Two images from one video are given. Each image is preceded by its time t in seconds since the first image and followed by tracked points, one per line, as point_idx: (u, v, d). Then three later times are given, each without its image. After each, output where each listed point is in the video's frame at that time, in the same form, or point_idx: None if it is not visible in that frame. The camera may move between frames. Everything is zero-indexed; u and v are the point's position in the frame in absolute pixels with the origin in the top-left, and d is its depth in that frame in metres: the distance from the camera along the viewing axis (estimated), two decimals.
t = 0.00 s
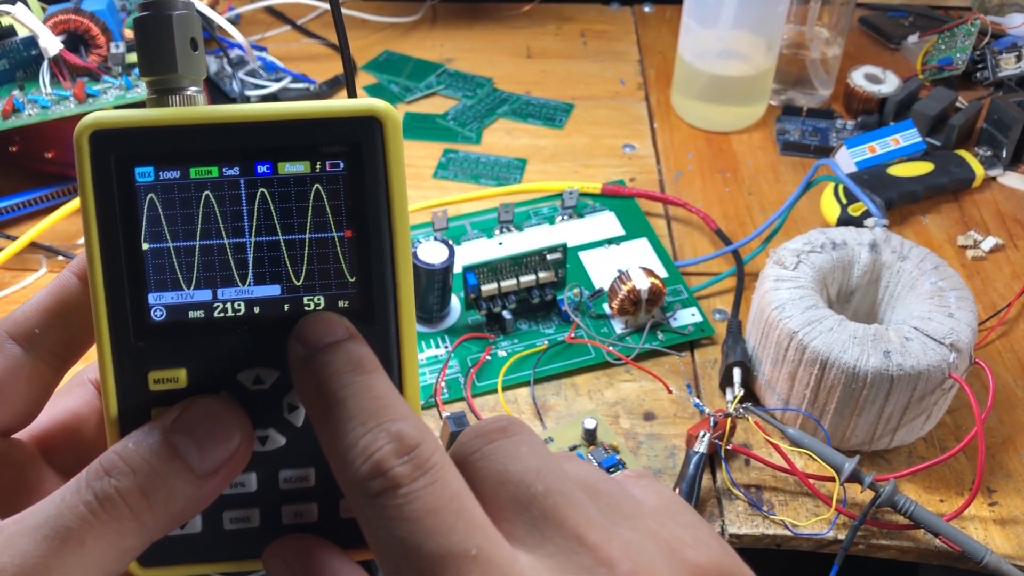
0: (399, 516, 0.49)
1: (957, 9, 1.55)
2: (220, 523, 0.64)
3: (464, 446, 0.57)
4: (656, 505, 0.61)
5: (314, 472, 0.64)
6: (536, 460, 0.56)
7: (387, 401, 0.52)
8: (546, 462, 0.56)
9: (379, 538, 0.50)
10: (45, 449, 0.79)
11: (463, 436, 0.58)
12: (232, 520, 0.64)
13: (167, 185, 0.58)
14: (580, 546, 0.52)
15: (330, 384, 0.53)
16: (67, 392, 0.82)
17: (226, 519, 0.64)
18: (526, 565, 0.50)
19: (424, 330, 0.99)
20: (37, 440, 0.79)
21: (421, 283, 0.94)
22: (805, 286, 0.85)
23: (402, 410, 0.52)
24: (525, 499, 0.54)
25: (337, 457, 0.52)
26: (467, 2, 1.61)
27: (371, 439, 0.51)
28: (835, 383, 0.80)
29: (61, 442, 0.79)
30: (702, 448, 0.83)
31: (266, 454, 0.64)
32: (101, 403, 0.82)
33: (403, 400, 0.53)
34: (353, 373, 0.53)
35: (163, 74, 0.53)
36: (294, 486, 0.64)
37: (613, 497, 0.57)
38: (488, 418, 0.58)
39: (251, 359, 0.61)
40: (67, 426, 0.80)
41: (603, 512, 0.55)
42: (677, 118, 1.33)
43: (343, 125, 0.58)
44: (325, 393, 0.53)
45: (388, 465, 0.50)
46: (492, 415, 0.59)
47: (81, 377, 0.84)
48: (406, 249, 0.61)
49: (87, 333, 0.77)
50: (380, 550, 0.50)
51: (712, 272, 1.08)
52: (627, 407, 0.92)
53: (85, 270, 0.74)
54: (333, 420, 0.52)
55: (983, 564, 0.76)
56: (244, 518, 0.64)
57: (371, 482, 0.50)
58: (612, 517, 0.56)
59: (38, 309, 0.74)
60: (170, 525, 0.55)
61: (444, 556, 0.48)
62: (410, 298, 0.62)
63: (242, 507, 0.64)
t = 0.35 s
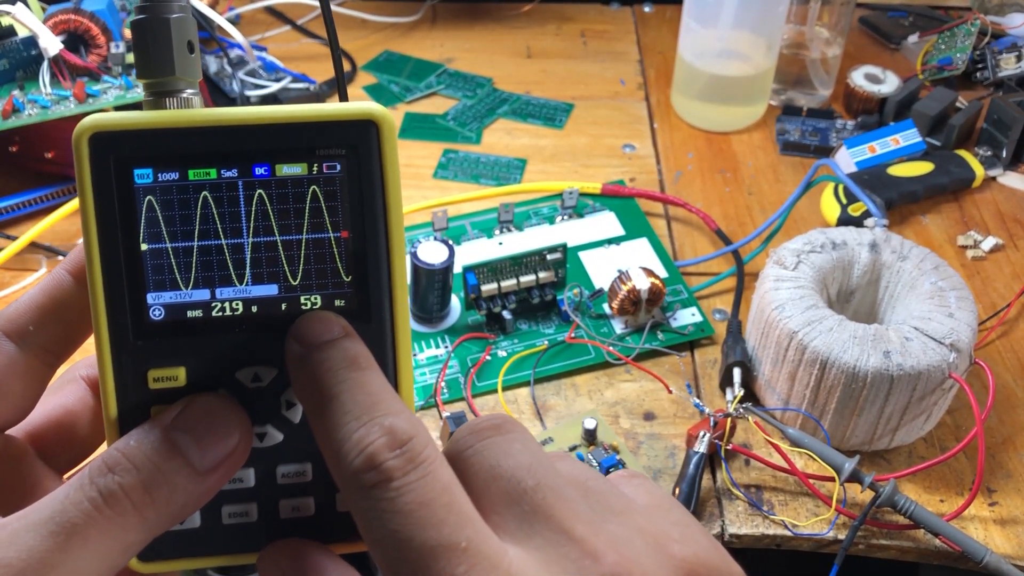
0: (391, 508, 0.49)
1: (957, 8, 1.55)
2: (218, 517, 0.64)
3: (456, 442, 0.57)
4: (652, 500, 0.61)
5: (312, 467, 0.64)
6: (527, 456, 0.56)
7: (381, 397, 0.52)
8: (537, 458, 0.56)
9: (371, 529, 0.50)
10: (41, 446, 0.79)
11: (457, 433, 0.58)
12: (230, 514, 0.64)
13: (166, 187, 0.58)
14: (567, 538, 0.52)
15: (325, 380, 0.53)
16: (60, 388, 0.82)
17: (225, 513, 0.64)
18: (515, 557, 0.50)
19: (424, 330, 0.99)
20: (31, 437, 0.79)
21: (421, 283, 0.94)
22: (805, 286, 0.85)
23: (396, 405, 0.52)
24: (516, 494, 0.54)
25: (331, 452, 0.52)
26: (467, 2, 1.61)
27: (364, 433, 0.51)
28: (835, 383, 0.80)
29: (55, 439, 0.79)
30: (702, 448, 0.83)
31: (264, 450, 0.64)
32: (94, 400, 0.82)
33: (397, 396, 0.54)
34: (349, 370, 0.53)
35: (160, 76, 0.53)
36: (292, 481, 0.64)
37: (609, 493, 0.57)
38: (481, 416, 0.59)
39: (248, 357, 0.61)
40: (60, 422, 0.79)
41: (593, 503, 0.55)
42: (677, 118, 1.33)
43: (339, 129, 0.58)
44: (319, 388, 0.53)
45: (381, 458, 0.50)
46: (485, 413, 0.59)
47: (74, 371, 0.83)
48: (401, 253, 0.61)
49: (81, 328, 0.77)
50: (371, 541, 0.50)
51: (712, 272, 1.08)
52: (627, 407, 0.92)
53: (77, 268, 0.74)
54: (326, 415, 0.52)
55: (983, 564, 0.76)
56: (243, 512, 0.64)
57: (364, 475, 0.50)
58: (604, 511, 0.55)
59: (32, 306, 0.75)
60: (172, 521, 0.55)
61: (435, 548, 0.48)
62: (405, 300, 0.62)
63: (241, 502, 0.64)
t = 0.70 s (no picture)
0: (382, 496, 0.49)
1: (956, 8, 1.55)
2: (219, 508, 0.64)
3: (450, 433, 0.57)
4: (649, 496, 0.61)
5: (310, 459, 0.64)
6: (518, 447, 0.56)
7: (376, 389, 0.52)
8: (527, 450, 0.56)
9: (362, 516, 0.50)
10: (44, 444, 0.79)
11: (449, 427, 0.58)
12: (232, 505, 0.64)
13: (170, 190, 0.58)
14: (549, 524, 0.53)
15: (319, 375, 0.53)
16: (59, 386, 0.82)
17: (226, 504, 0.64)
18: (497, 542, 0.51)
19: (425, 330, 0.99)
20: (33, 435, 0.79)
21: (421, 283, 0.94)
22: (805, 286, 0.85)
23: (390, 398, 0.52)
24: (503, 482, 0.55)
25: (325, 444, 0.52)
26: (468, 2, 1.62)
27: (359, 424, 0.51)
28: (834, 383, 0.80)
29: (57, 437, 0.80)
30: (702, 448, 0.83)
31: (263, 443, 0.64)
32: (95, 399, 0.82)
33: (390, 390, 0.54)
34: (343, 365, 0.53)
35: (162, 84, 0.53)
36: (291, 473, 0.64)
37: (605, 491, 0.57)
38: (475, 411, 0.59)
39: (250, 352, 0.61)
40: (61, 420, 0.80)
41: (585, 496, 0.56)
42: (677, 118, 1.33)
43: (336, 132, 0.58)
44: (314, 382, 0.53)
45: (374, 448, 0.50)
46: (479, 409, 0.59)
47: (73, 370, 0.83)
48: (395, 249, 0.62)
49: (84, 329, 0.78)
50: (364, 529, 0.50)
51: (712, 272, 1.08)
52: (627, 407, 0.92)
53: (82, 270, 0.74)
54: (319, 407, 0.52)
55: (983, 564, 0.76)
56: (245, 503, 0.64)
57: (358, 463, 0.50)
58: (597, 505, 0.56)
59: (37, 306, 0.75)
60: (176, 511, 0.55)
61: (422, 533, 0.49)
62: (398, 298, 0.62)
63: (243, 493, 0.64)
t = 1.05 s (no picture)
0: (386, 496, 0.49)
1: (957, 8, 1.55)
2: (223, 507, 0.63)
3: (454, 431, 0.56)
4: (649, 495, 0.61)
5: (313, 457, 0.64)
6: (522, 446, 0.56)
7: (378, 389, 0.52)
8: (529, 449, 0.56)
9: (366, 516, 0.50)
10: (47, 444, 0.79)
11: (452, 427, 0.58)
12: (234, 504, 0.63)
13: (171, 190, 0.58)
14: (551, 523, 0.53)
15: (322, 375, 0.53)
16: (62, 386, 0.82)
17: (228, 503, 0.63)
18: (500, 540, 0.51)
19: (425, 330, 0.99)
20: (37, 434, 0.79)
21: (421, 283, 0.94)
22: (805, 286, 0.85)
23: (392, 397, 0.52)
24: (506, 481, 0.54)
25: (328, 444, 0.52)
26: (468, 2, 1.61)
27: (361, 424, 0.50)
28: (835, 383, 0.80)
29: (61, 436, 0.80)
30: (702, 448, 0.83)
31: (265, 442, 0.64)
32: (98, 398, 0.82)
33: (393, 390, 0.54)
34: (345, 365, 0.53)
35: (163, 86, 0.54)
36: (294, 472, 0.64)
37: (606, 492, 0.57)
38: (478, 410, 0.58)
39: (252, 351, 0.61)
40: (63, 419, 0.80)
41: (583, 495, 0.56)
42: (677, 118, 1.33)
43: (334, 133, 0.58)
44: (316, 383, 0.53)
45: (377, 448, 0.49)
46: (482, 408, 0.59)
47: (75, 370, 0.83)
48: (395, 250, 0.61)
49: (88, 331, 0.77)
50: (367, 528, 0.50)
51: (712, 272, 1.08)
52: (627, 407, 0.92)
53: (85, 271, 0.74)
54: (322, 407, 0.52)
55: (983, 564, 0.76)
56: (246, 502, 0.64)
57: (361, 463, 0.50)
58: (595, 505, 0.56)
59: (40, 307, 0.74)
60: (178, 510, 0.55)
61: (427, 532, 0.49)
62: (397, 297, 0.62)
63: (245, 491, 0.64)
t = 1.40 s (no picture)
0: (385, 497, 0.49)
1: (957, 8, 1.55)
2: (219, 506, 0.63)
3: (452, 433, 0.56)
4: (648, 495, 0.61)
5: (309, 456, 0.64)
6: (522, 446, 0.56)
7: (376, 389, 0.52)
8: (528, 450, 0.56)
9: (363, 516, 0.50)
10: (43, 443, 0.79)
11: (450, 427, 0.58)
12: (231, 503, 0.63)
13: (165, 188, 0.58)
14: (549, 524, 0.53)
15: (319, 374, 0.53)
16: (59, 386, 0.82)
17: (225, 502, 0.63)
18: (500, 541, 0.51)
19: (425, 330, 0.99)
20: (33, 433, 0.79)
21: (421, 283, 0.94)
22: (804, 286, 0.85)
23: (389, 397, 0.52)
24: (505, 482, 0.54)
25: (325, 444, 0.52)
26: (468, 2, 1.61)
27: (359, 424, 0.50)
28: (835, 383, 0.80)
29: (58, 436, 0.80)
30: (702, 448, 0.83)
31: (262, 440, 0.63)
32: (95, 397, 0.82)
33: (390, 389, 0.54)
34: (343, 364, 0.53)
35: (157, 83, 0.54)
36: (291, 471, 0.64)
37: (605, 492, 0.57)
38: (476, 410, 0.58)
39: (246, 350, 0.61)
40: (59, 418, 0.80)
41: (582, 495, 0.56)
42: (677, 118, 1.33)
43: (329, 129, 0.58)
44: (313, 382, 0.53)
45: (375, 448, 0.50)
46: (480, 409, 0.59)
47: (73, 369, 0.83)
48: (392, 249, 0.61)
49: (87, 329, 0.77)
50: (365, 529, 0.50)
51: (712, 272, 1.08)
52: (627, 407, 0.92)
53: (80, 269, 0.74)
54: (320, 407, 0.52)
55: (983, 564, 0.76)
56: (243, 500, 0.64)
57: (359, 464, 0.50)
58: (595, 505, 0.56)
59: (36, 306, 0.75)
60: (175, 510, 0.55)
61: (425, 534, 0.49)
62: (395, 299, 0.62)
63: (241, 491, 0.64)
